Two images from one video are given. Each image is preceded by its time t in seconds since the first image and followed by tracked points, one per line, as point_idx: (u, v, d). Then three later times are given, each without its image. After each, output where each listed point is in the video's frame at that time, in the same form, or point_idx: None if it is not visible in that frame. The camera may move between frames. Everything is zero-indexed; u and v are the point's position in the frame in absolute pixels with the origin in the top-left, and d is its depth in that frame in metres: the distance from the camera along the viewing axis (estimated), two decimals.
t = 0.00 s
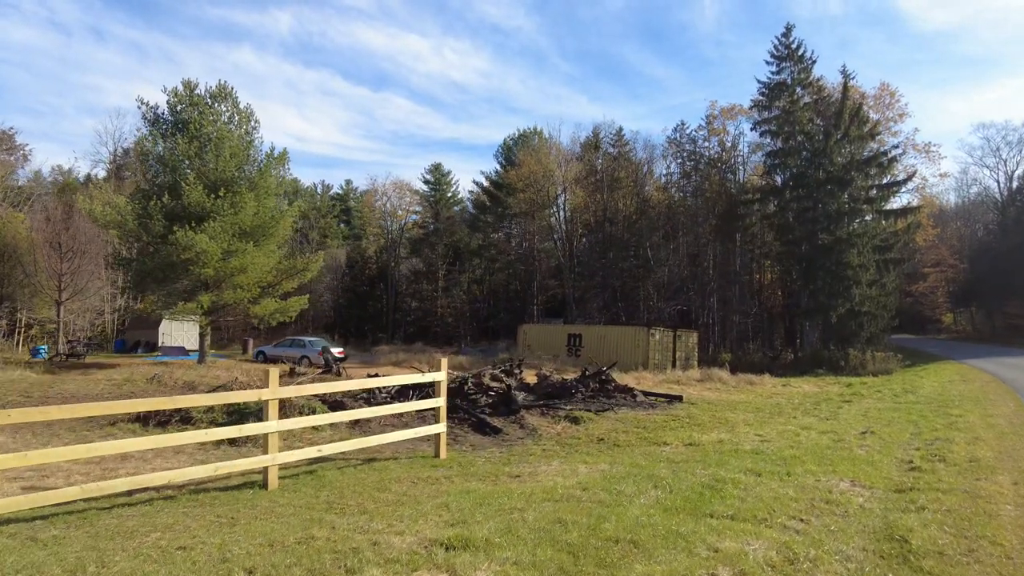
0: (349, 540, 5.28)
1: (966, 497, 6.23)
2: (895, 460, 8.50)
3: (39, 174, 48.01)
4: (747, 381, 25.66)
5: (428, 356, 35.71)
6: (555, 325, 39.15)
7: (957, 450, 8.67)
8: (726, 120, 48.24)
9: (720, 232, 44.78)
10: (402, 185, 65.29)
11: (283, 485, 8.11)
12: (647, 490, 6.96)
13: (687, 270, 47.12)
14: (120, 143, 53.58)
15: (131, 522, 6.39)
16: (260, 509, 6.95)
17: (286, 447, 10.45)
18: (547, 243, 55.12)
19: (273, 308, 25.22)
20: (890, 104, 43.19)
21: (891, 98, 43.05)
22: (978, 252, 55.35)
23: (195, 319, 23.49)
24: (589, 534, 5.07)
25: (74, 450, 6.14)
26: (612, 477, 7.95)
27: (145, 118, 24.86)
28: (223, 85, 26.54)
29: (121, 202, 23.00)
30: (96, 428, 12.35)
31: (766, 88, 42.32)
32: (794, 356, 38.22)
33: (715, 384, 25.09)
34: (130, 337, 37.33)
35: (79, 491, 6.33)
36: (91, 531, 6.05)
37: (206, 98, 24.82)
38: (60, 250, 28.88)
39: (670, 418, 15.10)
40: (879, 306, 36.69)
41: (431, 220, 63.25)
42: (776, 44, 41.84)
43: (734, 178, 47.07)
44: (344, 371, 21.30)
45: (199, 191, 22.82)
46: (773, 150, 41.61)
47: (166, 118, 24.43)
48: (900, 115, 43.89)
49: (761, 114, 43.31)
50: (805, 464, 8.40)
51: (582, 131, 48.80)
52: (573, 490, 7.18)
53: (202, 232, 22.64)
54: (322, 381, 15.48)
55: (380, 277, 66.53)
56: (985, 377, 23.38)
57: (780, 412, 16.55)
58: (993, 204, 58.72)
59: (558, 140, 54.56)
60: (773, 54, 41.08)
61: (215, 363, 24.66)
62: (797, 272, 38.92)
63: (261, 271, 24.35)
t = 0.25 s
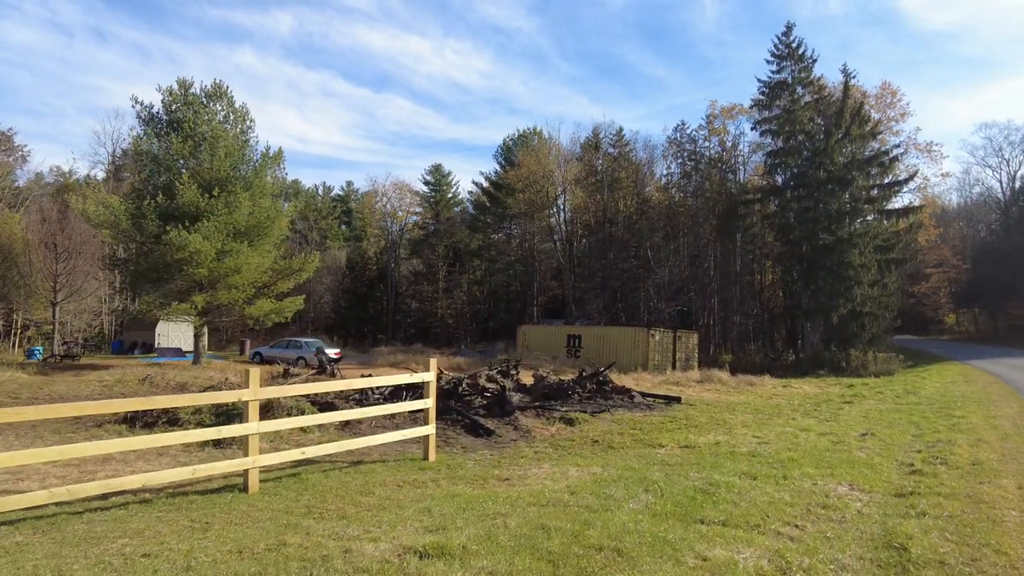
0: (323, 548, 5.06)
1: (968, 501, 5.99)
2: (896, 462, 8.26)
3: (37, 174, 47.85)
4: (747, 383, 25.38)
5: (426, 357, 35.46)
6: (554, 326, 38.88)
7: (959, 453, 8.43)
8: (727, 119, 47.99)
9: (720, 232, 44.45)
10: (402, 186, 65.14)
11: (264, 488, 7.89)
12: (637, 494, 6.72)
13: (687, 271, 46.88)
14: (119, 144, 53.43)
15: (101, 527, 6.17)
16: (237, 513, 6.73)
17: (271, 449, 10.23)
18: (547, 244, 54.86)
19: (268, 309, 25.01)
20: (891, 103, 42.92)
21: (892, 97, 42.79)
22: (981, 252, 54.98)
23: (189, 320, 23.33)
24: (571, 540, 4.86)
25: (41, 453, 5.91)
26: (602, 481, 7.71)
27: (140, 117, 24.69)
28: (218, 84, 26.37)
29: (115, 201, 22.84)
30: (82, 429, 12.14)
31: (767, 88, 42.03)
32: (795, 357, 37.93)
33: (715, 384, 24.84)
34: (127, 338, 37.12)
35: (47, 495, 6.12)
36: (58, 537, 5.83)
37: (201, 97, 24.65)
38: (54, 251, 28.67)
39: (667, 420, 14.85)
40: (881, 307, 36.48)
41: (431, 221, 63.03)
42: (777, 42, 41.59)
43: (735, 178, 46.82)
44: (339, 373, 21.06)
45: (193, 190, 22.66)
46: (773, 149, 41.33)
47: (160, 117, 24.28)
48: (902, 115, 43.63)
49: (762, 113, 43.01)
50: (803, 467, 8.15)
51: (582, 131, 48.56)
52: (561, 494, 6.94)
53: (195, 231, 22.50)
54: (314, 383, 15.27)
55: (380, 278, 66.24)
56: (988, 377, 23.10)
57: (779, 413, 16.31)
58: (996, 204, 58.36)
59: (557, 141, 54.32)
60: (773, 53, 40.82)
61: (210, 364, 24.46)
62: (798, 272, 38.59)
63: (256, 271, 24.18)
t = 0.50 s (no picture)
0: (295, 563, 4.80)
1: (977, 512, 5.70)
2: (901, 469, 7.96)
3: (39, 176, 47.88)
4: (750, 385, 25.02)
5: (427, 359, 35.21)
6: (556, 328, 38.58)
7: (967, 459, 8.13)
8: (730, 119, 47.64)
9: (724, 232, 44.05)
10: (404, 188, 65.00)
11: (245, 496, 7.63)
12: (630, 504, 6.44)
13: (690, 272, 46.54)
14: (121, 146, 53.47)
15: (71, 538, 5.93)
16: (214, 523, 6.48)
17: (259, 455, 10.00)
18: (550, 245, 54.57)
19: (266, 310, 24.83)
20: (896, 102, 42.51)
21: (897, 96, 42.38)
22: (988, 252, 54.42)
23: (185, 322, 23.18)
24: (555, 557, 4.59)
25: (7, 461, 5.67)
26: (595, 489, 7.44)
27: (137, 118, 24.59)
28: (216, 85, 26.25)
29: (111, 202, 22.73)
30: (70, 434, 11.95)
31: (770, 87, 41.67)
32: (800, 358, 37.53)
33: (717, 387, 24.51)
34: (126, 340, 36.98)
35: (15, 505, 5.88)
36: (24, 549, 5.60)
37: (198, 98, 24.53)
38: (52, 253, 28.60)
39: (668, 423, 14.55)
40: (886, 308, 36.05)
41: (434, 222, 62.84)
42: (780, 41, 41.25)
43: (738, 178, 46.47)
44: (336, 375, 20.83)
45: (189, 191, 22.56)
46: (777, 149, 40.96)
47: (157, 118, 24.16)
48: (907, 114, 43.20)
49: (765, 113, 42.64)
50: (805, 474, 7.86)
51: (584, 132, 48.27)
52: (551, 503, 6.67)
53: (192, 233, 22.40)
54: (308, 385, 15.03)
55: (382, 280, 66.02)
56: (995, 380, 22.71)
57: (782, 416, 15.99)
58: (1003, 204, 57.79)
59: (559, 141, 54.06)
60: (776, 52, 40.48)
61: (207, 367, 24.29)
62: (802, 273, 38.18)
63: (254, 273, 24.03)
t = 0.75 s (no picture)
0: (267, 570, 4.57)
1: (987, 517, 5.44)
2: (907, 471, 7.69)
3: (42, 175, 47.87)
4: (754, 384, 24.70)
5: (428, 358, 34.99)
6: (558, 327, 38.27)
7: (975, 461, 7.86)
8: (734, 117, 47.25)
9: (727, 231, 43.62)
10: (407, 187, 64.85)
11: (229, 497, 7.43)
12: (624, 507, 6.18)
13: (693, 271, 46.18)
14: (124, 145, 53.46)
15: (43, 541, 5.71)
16: (194, 526, 6.26)
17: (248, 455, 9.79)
18: (552, 244, 54.27)
19: (264, 309, 24.69)
20: (902, 99, 42.06)
21: (903, 93, 41.93)
22: (995, 251, 53.89)
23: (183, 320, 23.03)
24: (540, 565, 4.33)
25: None
26: (589, 491, 7.19)
27: (135, 115, 24.42)
28: (215, 82, 26.10)
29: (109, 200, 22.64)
30: (59, 432, 11.77)
31: (774, 84, 41.25)
32: (804, 357, 37.16)
33: (720, 386, 24.22)
34: (127, 339, 36.89)
35: None
36: None
37: (196, 95, 24.38)
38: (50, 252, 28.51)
39: (668, 423, 14.28)
40: (892, 306, 35.63)
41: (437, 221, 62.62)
42: (784, 38, 40.85)
43: (742, 176, 46.09)
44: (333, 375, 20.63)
45: (187, 189, 22.46)
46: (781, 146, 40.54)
47: (155, 116, 24.01)
48: (913, 111, 42.75)
49: (770, 110, 42.23)
50: (807, 476, 7.59)
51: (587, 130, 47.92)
52: (542, 506, 6.43)
53: (189, 231, 22.32)
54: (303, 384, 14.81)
55: (385, 279, 65.80)
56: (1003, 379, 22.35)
57: (785, 416, 15.71)
58: (1010, 202, 57.22)
59: (562, 139, 53.74)
60: (781, 49, 40.07)
61: (205, 366, 24.12)
62: (807, 272, 37.76)
63: (252, 271, 23.90)
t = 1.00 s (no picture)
0: None
1: (997, 527, 5.14)
2: (911, 476, 7.39)
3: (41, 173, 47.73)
4: (755, 385, 24.39)
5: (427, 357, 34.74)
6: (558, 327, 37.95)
7: (982, 466, 7.56)
8: (735, 115, 46.89)
9: (729, 229, 43.31)
10: (407, 185, 64.62)
11: (207, 501, 7.17)
12: (615, 514, 5.91)
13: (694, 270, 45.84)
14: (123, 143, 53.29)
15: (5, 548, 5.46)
16: (166, 532, 6.00)
17: (233, 457, 9.53)
18: (553, 243, 53.95)
19: (260, 307, 24.62)
20: (906, 97, 41.67)
21: (907, 91, 41.54)
22: (999, 250, 53.42)
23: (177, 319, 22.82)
24: None
25: None
26: (579, 496, 6.92)
27: (130, 112, 24.22)
28: (211, 79, 25.89)
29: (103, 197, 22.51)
30: (43, 433, 11.51)
31: (777, 82, 40.87)
32: (806, 357, 36.84)
33: (721, 386, 23.92)
34: (124, 338, 36.69)
35: None
36: None
37: (192, 92, 24.16)
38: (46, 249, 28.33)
39: (667, 424, 14.00)
40: (895, 306, 35.28)
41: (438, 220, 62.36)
42: (786, 35, 40.49)
43: (743, 175, 45.75)
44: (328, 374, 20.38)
45: (181, 186, 22.35)
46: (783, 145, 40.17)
47: (150, 112, 23.79)
48: (917, 109, 42.34)
49: (772, 108, 41.86)
50: (807, 480, 7.30)
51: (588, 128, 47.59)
52: (529, 512, 6.16)
53: (183, 228, 22.21)
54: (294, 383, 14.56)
55: (386, 278, 65.53)
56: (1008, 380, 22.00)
57: (786, 417, 15.41)
58: (1015, 202, 56.75)
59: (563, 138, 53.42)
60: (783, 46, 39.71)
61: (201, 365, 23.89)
62: (809, 271, 37.39)
63: (247, 269, 23.72)
